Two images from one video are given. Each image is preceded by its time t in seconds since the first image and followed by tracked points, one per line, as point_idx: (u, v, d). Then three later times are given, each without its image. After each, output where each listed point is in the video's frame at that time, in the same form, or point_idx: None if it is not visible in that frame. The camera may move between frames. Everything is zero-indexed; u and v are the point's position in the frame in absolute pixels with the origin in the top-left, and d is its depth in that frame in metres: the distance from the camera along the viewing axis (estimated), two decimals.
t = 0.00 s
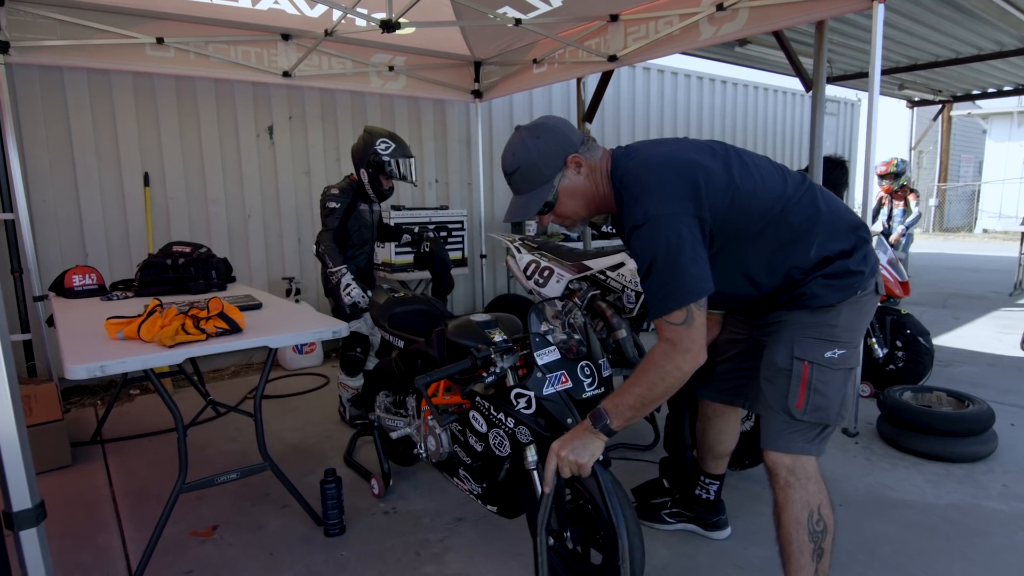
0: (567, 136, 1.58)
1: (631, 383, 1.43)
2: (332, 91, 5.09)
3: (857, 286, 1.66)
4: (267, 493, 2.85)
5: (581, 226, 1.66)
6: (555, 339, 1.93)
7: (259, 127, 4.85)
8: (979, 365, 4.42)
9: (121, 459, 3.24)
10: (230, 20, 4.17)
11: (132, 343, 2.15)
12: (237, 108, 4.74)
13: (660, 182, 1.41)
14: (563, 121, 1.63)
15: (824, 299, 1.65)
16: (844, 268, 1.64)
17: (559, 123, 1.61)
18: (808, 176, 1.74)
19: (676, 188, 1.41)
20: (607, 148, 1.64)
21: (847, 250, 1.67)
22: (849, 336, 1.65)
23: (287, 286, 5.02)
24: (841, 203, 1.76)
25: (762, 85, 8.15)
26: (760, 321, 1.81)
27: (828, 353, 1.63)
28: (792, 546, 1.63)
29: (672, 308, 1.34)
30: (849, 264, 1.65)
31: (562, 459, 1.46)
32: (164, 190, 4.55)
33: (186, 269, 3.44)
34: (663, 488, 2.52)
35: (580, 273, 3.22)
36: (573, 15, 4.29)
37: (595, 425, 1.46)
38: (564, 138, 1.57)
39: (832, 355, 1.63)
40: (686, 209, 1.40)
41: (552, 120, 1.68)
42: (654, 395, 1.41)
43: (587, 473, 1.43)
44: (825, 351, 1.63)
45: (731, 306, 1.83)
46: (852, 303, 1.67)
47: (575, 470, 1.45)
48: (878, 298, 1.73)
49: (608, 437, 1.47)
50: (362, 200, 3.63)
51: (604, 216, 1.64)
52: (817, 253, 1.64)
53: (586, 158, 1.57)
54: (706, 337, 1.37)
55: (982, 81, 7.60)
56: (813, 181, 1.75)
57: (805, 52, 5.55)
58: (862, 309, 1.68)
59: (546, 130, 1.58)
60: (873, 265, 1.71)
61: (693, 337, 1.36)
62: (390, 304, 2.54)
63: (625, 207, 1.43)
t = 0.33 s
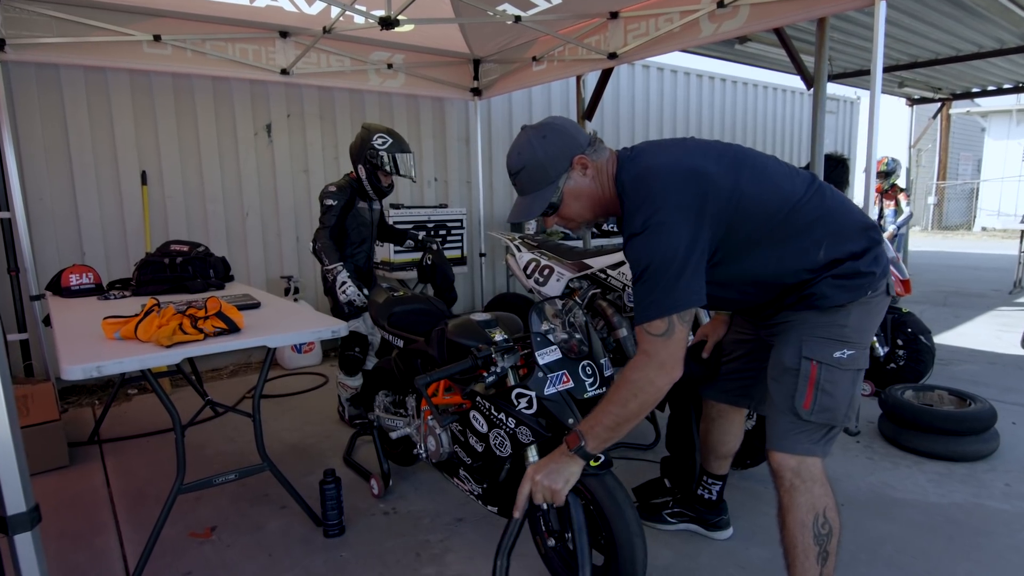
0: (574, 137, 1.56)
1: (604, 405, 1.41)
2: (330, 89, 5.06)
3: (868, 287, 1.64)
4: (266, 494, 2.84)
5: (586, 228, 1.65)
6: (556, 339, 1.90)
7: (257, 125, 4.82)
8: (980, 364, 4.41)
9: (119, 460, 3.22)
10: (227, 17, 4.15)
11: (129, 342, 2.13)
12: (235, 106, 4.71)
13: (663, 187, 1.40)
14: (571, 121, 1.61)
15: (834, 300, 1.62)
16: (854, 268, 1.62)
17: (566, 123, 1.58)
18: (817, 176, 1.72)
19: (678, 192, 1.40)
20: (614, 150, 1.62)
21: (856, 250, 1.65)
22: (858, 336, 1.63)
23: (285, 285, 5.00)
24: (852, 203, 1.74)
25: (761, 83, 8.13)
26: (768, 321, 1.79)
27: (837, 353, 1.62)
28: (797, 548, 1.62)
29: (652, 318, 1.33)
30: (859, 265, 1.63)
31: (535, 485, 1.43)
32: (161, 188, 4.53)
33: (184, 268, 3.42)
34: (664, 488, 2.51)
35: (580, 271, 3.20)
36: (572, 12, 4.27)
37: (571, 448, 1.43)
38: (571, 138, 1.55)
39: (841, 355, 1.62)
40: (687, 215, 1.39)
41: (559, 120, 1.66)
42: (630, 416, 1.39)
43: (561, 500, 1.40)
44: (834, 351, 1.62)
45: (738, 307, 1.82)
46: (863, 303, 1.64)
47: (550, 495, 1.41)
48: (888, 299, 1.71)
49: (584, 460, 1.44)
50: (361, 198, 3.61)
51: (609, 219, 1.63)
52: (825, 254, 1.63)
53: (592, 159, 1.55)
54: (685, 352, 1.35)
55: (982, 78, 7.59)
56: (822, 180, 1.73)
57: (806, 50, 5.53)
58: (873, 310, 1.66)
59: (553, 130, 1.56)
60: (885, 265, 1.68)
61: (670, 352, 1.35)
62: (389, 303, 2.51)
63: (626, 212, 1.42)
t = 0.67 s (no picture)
0: (579, 145, 1.54)
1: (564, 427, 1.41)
2: (328, 88, 5.03)
3: (878, 290, 1.63)
4: (265, 495, 2.82)
5: (588, 237, 1.64)
6: (557, 339, 1.89)
7: (255, 125, 4.80)
8: (980, 362, 4.41)
9: (117, 461, 3.20)
10: (224, 16, 4.12)
11: (126, 343, 2.11)
12: (232, 105, 4.69)
13: (662, 198, 1.42)
14: (575, 128, 1.59)
15: (845, 303, 1.61)
16: (863, 272, 1.61)
17: (570, 131, 1.57)
18: (827, 179, 1.71)
19: (676, 203, 1.41)
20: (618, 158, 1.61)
21: (865, 254, 1.64)
22: (869, 339, 1.62)
23: (283, 285, 4.98)
24: (863, 205, 1.73)
25: (760, 81, 8.12)
26: (778, 325, 1.79)
27: (848, 354, 1.60)
28: (802, 551, 1.61)
29: (619, 328, 1.36)
30: (869, 269, 1.62)
31: (500, 511, 1.36)
32: (159, 188, 4.50)
33: (182, 269, 3.39)
34: (666, 489, 2.50)
35: (580, 270, 3.18)
36: (571, 11, 4.26)
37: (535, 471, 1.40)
38: (576, 146, 1.54)
39: (852, 357, 1.60)
40: (684, 227, 1.41)
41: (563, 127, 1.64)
42: (594, 433, 1.39)
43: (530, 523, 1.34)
44: (845, 352, 1.60)
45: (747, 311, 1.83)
46: (874, 305, 1.63)
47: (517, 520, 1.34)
48: (899, 302, 1.70)
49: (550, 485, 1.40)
50: (361, 198, 3.59)
51: (611, 228, 1.62)
52: (831, 259, 1.63)
53: (596, 168, 1.55)
54: (649, 365, 1.37)
55: (980, 77, 7.59)
56: (833, 183, 1.72)
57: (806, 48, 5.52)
58: (884, 312, 1.64)
59: (557, 137, 1.54)
60: (896, 269, 1.67)
61: (632, 364, 1.37)
62: (389, 303, 2.50)
63: (626, 222, 1.44)
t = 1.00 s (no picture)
0: (580, 153, 1.53)
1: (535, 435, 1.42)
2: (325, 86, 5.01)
3: (887, 293, 1.61)
4: (264, 496, 2.80)
5: (590, 245, 1.63)
6: (558, 338, 1.92)
7: (252, 123, 4.77)
8: (980, 360, 4.41)
9: (115, 462, 3.18)
10: (221, 13, 4.10)
11: (123, 344, 2.09)
12: (229, 103, 4.66)
13: (659, 206, 1.42)
14: (580, 135, 1.58)
15: (853, 306, 1.59)
16: (870, 276, 1.60)
17: (573, 139, 1.55)
18: (834, 181, 1.70)
19: (673, 212, 1.41)
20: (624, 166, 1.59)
21: (870, 258, 1.63)
22: (878, 340, 1.60)
23: (281, 284, 4.95)
24: (871, 207, 1.71)
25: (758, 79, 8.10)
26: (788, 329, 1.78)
27: (857, 355, 1.59)
28: (805, 553, 1.61)
29: (593, 333, 1.38)
30: (876, 273, 1.61)
31: (474, 524, 1.36)
32: (155, 187, 4.48)
33: (179, 268, 3.37)
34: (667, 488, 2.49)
35: (580, 269, 3.17)
36: (570, 8, 4.23)
37: (509, 482, 1.40)
38: (578, 155, 1.52)
39: (860, 358, 1.59)
40: (680, 235, 1.41)
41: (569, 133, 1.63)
42: (565, 440, 1.39)
43: (502, 536, 1.34)
44: (854, 353, 1.59)
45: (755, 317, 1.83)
46: (883, 307, 1.62)
47: (490, 534, 1.35)
48: (908, 304, 1.68)
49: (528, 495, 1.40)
50: (362, 197, 3.57)
51: (612, 237, 1.61)
52: (836, 262, 1.61)
53: (598, 177, 1.53)
54: (618, 371, 1.37)
55: (978, 74, 7.60)
56: (840, 185, 1.70)
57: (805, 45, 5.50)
58: (893, 315, 1.63)
59: (559, 145, 1.53)
60: (905, 272, 1.66)
61: (602, 367, 1.38)
62: (388, 302, 2.48)
63: (624, 230, 1.45)
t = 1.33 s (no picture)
0: (578, 159, 1.51)
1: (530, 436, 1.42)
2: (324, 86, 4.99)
3: (894, 295, 1.59)
4: (263, 498, 2.78)
5: (591, 249, 1.61)
6: (559, 339, 1.91)
7: (251, 123, 4.75)
8: (981, 359, 4.40)
9: (113, 464, 3.16)
10: (219, 13, 4.08)
11: (121, 345, 2.08)
12: (228, 103, 4.64)
13: (660, 208, 1.41)
14: (580, 139, 1.56)
15: (859, 308, 1.57)
16: (875, 278, 1.58)
17: (572, 143, 1.54)
18: (839, 181, 1.68)
19: (673, 213, 1.40)
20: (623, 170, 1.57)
21: (876, 259, 1.61)
22: (885, 343, 1.58)
23: (280, 285, 4.93)
24: (876, 207, 1.70)
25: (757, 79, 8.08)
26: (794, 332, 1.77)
27: (863, 358, 1.57)
28: (808, 557, 1.60)
29: (591, 336, 1.37)
30: (881, 274, 1.59)
31: (466, 523, 1.37)
32: (153, 187, 4.46)
33: (177, 269, 3.35)
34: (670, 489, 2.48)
35: (580, 269, 3.15)
36: (571, 7, 4.20)
37: (503, 484, 1.40)
38: (575, 160, 1.50)
39: (867, 361, 1.57)
40: (681, 236, 1.40)
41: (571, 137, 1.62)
42: (559, 440, 1.38)
43: (492, 537, 1.34)
44: (860, 356, 1.57)
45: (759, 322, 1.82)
46: (889, 309, 1.60)
47: (480, 535, 1.35)
48: (916, 305, 1.66)
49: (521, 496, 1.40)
50: (365, 198, 3.54)
51: (613, 241, 1.59)
52: (841, 264, 1.60)
53: (596, 182, 1.51)
54: (616, 372, 1.37)
55: (977, 73, 7.59)
56: (846, 185, 1.69)
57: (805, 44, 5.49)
58: (900, 316, 1.61)
59: (556, 151, 1.51)
60: (913, 273, 1.64)
61: (599, 369, 1.37)
62: (388, 303, 2.46)
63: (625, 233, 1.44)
